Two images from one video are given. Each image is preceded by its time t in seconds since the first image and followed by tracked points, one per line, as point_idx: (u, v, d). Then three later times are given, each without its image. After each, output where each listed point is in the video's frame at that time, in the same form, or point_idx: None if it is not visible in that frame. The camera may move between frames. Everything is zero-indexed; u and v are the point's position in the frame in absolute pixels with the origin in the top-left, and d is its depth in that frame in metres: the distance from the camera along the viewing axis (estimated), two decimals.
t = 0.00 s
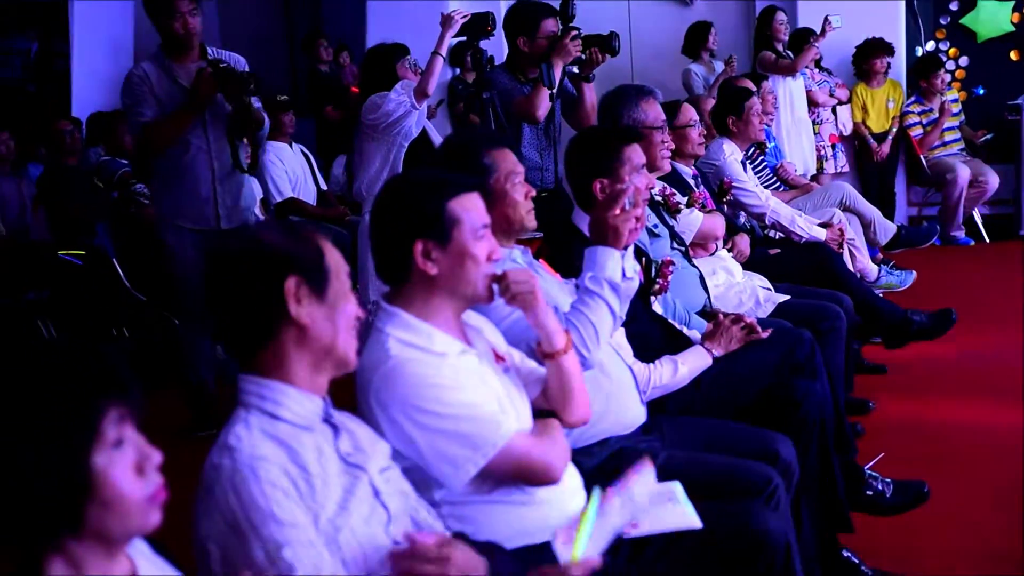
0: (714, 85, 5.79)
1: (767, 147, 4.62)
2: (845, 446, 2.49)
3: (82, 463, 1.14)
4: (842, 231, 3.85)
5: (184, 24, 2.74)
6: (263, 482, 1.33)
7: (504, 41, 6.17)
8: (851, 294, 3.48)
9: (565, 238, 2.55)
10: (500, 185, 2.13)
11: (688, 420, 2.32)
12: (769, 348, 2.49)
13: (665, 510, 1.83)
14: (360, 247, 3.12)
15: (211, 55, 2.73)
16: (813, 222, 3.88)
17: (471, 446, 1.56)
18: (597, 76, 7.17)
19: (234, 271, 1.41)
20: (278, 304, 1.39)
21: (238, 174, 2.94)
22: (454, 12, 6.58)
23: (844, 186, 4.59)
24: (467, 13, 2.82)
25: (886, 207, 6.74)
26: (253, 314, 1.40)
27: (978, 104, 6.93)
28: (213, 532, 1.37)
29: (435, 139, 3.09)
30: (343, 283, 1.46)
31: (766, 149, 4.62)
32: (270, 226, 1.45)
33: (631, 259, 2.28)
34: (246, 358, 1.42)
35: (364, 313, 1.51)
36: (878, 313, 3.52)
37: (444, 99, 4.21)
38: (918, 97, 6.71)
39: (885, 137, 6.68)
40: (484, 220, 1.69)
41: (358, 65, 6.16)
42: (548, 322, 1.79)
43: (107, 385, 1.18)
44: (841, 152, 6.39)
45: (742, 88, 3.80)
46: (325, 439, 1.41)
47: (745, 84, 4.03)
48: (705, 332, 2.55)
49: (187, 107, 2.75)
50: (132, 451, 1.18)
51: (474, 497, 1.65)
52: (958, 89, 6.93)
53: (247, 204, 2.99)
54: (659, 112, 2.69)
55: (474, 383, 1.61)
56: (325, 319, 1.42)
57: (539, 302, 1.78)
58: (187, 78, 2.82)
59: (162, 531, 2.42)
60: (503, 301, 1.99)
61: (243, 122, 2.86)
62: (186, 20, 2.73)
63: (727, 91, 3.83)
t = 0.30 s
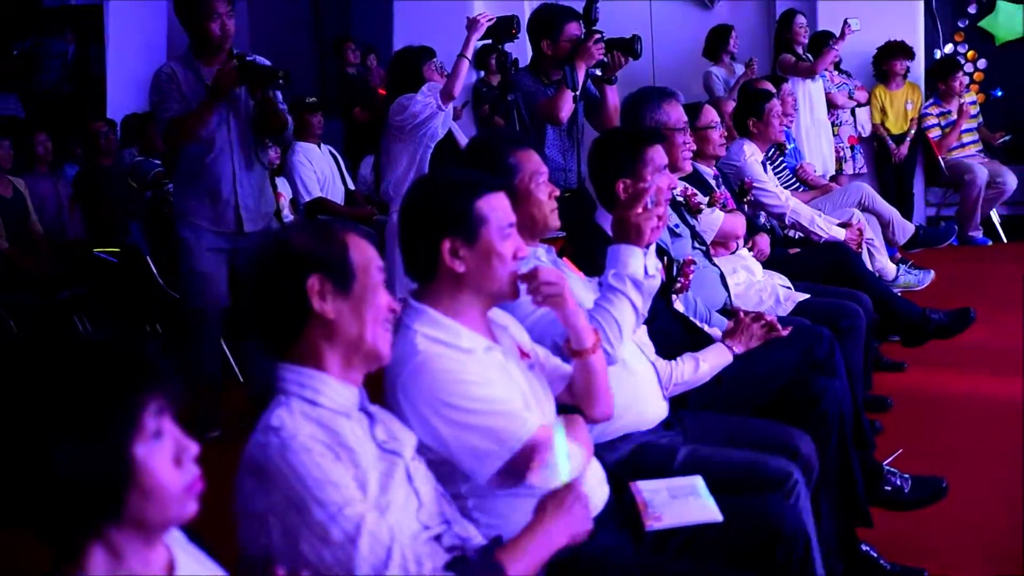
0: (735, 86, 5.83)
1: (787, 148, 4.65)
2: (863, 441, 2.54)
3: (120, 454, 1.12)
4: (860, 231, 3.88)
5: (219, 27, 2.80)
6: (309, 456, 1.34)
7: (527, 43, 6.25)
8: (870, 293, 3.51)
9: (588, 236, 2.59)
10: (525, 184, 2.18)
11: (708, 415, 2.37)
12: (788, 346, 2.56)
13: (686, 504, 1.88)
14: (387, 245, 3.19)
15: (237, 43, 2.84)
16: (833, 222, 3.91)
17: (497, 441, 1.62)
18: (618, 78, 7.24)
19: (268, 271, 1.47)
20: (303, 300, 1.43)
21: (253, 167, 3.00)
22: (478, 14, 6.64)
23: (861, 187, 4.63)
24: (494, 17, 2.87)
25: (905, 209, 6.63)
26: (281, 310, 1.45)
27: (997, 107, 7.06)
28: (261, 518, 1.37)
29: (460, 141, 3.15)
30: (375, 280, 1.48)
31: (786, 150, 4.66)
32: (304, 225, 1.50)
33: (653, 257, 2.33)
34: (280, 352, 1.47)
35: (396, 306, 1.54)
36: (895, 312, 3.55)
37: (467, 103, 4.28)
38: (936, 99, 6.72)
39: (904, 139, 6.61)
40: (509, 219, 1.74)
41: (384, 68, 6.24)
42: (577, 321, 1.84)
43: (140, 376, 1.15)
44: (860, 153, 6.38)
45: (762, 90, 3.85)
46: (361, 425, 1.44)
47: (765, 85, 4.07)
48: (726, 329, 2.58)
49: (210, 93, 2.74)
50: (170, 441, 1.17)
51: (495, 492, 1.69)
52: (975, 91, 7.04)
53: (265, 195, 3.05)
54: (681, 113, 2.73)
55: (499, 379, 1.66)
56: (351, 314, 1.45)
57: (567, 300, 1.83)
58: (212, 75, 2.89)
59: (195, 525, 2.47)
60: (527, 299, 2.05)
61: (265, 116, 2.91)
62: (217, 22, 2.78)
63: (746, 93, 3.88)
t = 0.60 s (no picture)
0: (751, 82, 5.84)
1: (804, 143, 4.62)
2: (879, 438, 2.52)
3: (142, 437, 1.08)
4: (877, 227, 3.88)
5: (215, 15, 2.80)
6: (337, 404, 1.26)
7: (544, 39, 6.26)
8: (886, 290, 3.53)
9: (605, 230, 2.60)
10: (542, 177, 2.19)
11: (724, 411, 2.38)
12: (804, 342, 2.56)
13: (701, 496, 1.90)
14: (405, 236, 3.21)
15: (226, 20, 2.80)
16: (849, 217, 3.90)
17: (513, 433, 1.56)
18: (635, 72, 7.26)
19: (302, 259, 1.42)
20: (333, 291, 1.37)
21: (243, 135, 2.99)
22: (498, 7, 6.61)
23: (879, 183, 4.60)
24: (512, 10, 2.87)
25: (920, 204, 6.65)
26: (315, 295, 1.40)
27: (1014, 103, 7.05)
28: (294, 479, 1.29)
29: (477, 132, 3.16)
30: (404, 273, 1.39)
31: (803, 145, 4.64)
32: (332, 218, 1.44)
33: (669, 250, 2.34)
34: (313, 335, 1.41)
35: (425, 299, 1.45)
36: (911, 307, 3.54)
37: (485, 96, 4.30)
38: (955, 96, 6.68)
39: (921, 135, 6.63)
40: (526, 211, 1.72)
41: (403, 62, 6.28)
42: (599, 312, 1.83)
43: (165, 360, 1.11)
44: (878, 150, 6.35)
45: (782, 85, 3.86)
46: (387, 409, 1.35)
47: (782, 80, 4.07)
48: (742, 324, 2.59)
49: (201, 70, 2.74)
50: (190, 429, 1.12)
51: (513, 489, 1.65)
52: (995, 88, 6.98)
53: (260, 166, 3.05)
54: (698, 108, 2.73)
55: (515, 370, 1.63)
56: (378, 303, 1.37)
57: (585, 295, 1.82)
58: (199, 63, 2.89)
59: (215, 517, 2.48)
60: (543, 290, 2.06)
61: (254, 92, 2.95)
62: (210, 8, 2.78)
63: (765, 88, 3.89)
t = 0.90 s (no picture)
0: (754, 80, 5.86)
1: (806, 139, 4.63)
2: (879, 431, 2.54)
3: (158, 428, 1.11)
4: (877, 223, 3.92)
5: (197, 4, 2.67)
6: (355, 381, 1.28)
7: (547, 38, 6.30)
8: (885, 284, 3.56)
9: (610, 225, 2.63)
10: (548, 172, 2.22)
11: (726, 404, 2.41)
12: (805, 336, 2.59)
13: (704, 487, 1.95)
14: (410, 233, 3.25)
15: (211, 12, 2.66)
16: (850, 214, 3.94)
17: (518, 426, 1.59)
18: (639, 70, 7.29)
19: (319, 254, 1.43)
20: (350, 285, 1.38)
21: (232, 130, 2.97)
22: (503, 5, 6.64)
23: (880, 180, 4.68)
24: (517, 8, 2.89)
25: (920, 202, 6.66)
26: (331, 289, 1.40)
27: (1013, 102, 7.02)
28: (307, 457, 1.28)
29: (483, 130, 3.20)
30: (419, 269, 1.41)
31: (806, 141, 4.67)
32: (349, 213, 1.44)
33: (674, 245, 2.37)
34: (328, 328, 1.41)
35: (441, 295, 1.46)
36: (911, 301, 3.56)
37: (492, 94, 4.35)
38: (954, 94, 6.66)
39: (921, 133, 6.68)
40: (530, 207, 1.71)
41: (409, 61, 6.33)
42: (601, 308, 1.86)
43: (180, 353, 1.14)
44: (877, 147, 6.38)
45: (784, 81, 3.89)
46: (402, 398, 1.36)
47: (785, 78, 4.10)
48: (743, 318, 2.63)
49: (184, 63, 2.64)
50: (204, 420, 1.15)
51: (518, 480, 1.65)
52: (994, 85, 6.95)
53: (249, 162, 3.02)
54: (702, 105, 2.75)
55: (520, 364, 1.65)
56: (394, 296, 1.38)
57: (587, 291, 1.83)
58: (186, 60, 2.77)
59: (226, 507, 2.53)
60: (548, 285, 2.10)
61: (236, 83, 2.94)
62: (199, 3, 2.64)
63: (767, 85, 3.92)
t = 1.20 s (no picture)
0: (751, 82, 5.87)
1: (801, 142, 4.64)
2: (873, 432, 2.56)
3: (153, 430, 1.10)
4: (873, 226, 3.92)
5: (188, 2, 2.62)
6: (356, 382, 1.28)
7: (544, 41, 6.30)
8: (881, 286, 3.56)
9: (605, 228, 2.63)
10: (545, 174, 2.22)
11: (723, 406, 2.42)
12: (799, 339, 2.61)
13: (700, 490, 1.95)
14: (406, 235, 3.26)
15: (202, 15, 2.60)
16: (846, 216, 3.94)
17: (512, 434, 1.57)
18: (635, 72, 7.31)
19: (315, 256, 1.42)
20: (347, 287, 1.37)
21: (227, 132, 2.93)
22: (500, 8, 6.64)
23: (875, 182, 4.67)
24: (515, 10, 2.89)
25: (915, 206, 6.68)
26: (326, 290, 1.39)
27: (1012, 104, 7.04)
28: (305, 458, 1.28)
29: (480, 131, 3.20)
30: (415, 269, 1.41)
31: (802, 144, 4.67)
32: (345, 215, 1.44)
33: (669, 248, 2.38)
34: (324, 327, 1.40)
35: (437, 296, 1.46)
36: (906, 303, 3.56)
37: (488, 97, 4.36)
38: (950, 97, 6.71)
39: (917, 135, 6.67)
40: (522, 211, 1.69)
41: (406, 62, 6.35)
42: (592, 312, 1.84)
43: (174, 353, 1.14)
44: (874, 150, 6.43)
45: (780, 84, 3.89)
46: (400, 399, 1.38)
47: (780, 80, 4.10)
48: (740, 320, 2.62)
49: (176, 64, 2.63)
50: (199, 420, 1.15)
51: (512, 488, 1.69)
52: (990, 88, 6.98)
53: (247, 162, 3.01)
54: (698, 107, 2.76)
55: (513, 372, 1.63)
56: (392, 297, 1.38)
57: (577, 295, 1.81)
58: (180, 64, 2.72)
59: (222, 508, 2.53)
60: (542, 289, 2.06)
61: (230, 85, 2.89)
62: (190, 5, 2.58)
63: (763, 88, 3.92)
